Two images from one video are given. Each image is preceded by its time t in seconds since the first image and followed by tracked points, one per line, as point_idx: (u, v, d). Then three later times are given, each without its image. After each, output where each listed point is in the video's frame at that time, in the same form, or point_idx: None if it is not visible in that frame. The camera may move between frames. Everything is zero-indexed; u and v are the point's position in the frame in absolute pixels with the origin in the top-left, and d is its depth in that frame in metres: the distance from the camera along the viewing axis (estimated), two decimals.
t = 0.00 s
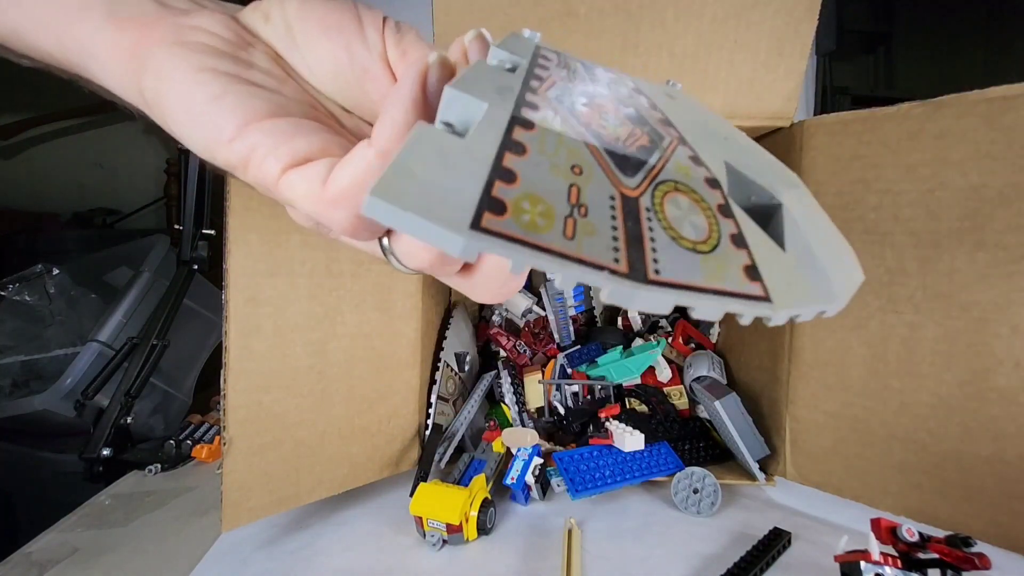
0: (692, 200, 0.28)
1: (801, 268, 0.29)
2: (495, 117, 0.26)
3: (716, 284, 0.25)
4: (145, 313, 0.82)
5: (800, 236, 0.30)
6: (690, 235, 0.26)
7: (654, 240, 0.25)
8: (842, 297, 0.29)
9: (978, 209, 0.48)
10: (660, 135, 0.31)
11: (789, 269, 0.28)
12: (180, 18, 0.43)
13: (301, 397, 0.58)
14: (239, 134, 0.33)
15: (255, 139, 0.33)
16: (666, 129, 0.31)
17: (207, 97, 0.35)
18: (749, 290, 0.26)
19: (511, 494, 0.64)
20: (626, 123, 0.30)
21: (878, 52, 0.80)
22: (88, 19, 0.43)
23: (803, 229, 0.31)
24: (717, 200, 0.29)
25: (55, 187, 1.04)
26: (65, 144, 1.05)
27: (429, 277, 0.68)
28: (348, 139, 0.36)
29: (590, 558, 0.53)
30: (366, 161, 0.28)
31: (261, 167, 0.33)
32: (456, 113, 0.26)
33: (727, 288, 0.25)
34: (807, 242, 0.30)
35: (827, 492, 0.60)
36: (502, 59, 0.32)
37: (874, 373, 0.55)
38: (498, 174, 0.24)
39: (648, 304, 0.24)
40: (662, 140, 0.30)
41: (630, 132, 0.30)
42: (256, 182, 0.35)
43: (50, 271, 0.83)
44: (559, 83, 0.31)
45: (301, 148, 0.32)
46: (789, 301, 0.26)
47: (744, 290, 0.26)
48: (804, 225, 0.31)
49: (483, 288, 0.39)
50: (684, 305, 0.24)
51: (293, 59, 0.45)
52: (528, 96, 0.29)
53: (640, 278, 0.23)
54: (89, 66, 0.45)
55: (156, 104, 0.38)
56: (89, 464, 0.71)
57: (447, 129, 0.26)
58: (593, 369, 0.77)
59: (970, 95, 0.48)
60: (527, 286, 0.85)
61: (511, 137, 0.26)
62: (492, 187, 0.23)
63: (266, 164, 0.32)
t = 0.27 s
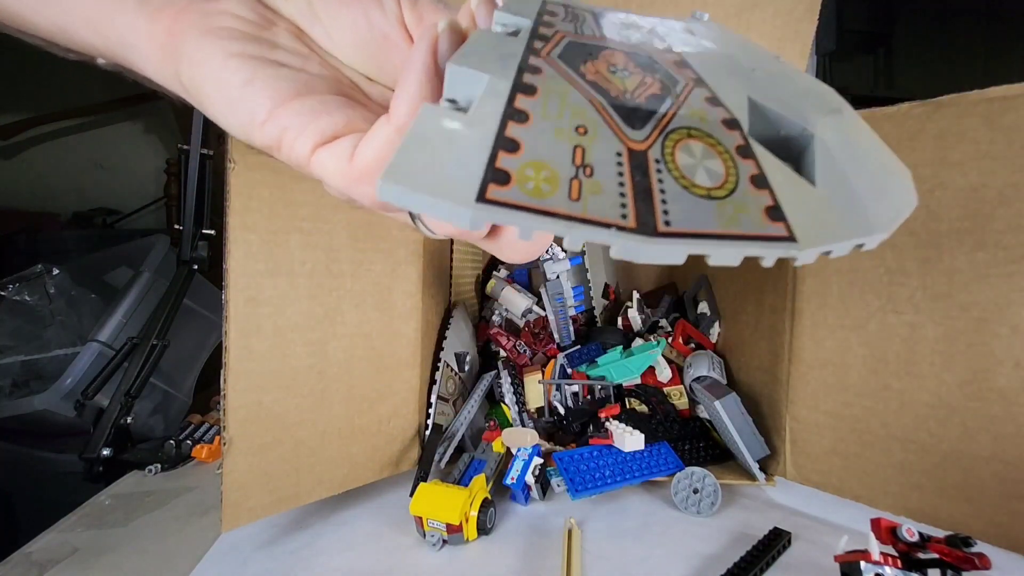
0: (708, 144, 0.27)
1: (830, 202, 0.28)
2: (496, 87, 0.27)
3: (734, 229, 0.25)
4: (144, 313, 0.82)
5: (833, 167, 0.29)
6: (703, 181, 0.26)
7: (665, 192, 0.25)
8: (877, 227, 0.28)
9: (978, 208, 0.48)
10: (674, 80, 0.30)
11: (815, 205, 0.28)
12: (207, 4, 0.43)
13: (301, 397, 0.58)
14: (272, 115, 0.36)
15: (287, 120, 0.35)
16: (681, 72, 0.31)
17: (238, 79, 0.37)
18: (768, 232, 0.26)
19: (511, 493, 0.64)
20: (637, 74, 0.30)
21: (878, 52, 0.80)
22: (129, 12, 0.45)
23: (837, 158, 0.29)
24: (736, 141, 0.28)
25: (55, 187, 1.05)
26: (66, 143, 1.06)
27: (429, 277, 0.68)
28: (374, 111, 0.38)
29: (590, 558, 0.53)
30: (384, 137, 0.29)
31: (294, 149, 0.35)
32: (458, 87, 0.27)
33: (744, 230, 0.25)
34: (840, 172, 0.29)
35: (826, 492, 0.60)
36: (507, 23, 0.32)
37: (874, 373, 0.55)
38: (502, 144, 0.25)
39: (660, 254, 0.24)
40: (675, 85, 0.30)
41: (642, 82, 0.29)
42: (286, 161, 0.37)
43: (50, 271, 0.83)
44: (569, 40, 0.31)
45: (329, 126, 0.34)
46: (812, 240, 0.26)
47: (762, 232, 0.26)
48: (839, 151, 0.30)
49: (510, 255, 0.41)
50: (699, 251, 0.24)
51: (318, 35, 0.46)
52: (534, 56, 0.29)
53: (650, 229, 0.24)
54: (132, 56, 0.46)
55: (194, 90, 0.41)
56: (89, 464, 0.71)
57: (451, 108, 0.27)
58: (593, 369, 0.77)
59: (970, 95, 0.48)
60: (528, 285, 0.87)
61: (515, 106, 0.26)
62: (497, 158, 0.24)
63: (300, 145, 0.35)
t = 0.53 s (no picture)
0: (707, 165, 0.28)
1: (828, 220, 0.28)
2: (503, 110, 0.27)
3: (734, 248, 0.26)
4: (144, 313, 0.82)
5: (830, 184, 0.29)
6: (703, 202, 0.27)
7: (665, 213, 0.26)
8: (875, 243, 0.28)
9: (978, 208, 0.48)
10: (676, 100, 0.30)
11: (813, 222, 0.28)
12: (218, 16, 0.44)
13: (301, 397, 0.58)
14: (283, 128, 0.37)
15: (297, 133, 0.36)
16: (683, 90, 0.31)
17: (249, 93, 0.38)
18: (767, 249, 0.26)
19: (511, 493, 0.64)
20: (640, 93, 0.30)
21: (878, 52, 0.80)
22: (138, 19, 0.45)
23: (834, 176, 0.30)
24: (734, 160, 0.28)
25: (55, 187, 1.05)
26: (67, 143, 1.07)
27: (429, 277, 0.68)
28: (382, 123, 0.39)
29: (590, 558, 0.53)
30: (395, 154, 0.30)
31: (305, 161, 0.37)
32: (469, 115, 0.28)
33: (745, 250, 0.26)
34: (837, 189, 0.29)
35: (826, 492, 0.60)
36: (511, 43, 0.32)
37: (874, 373, 0.55)
38: (509, 168, 0.26)
39: (661, 273, 0.24)
40: (676, 105, 0.30)
41: (644, 101, 0.30)
42: (297, 171, 0.39)
43: (50, 271, 0.83)
44: (571, 61, 0.31)
45: (338, 139, 0.35)
46: (810, 256, 0.26)
47: (761, 249, 0.26)
48: (835, 168, 0.30)
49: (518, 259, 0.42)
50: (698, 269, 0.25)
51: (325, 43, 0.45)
52: (538, 77, 0.30)
53: (651, 250, 0.24)
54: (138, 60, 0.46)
55: (207, 102, 0.42)
56: (89, 464, 0.70)
57: (459, 131, 0.27)
58: (593, 369, 0.77)
59: (971, 95, 0.48)
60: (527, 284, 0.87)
61: (521, 129, 0.27)
62: (504, 181, 0.25)
63: (311, 158, 0.36)
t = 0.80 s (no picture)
0: (707, 170, 0.28)
1: (828, 223, 0.28)
2: (505, 115, 0.27)
3: (734, 254, 0.26)
4: (144, 313, 0.82)
5: (831, 186, 0.30)
6: (703, 208, 0.27)
7: (666, 219, 0.26)
8: (875, 246, 0.28)
9: (979, 209, 0.48)
10: (678, 104, 0.30)
11: (812, 226, 0.28)
12: (220, 16, 0.44)
13: (301, 397, 0.58)
14: (285, 130, 0.37)
15: (300, 136, 0.36)
16: (685, 93, 0.31)
17: (252, 95, 0.38)
18: (767, 255, 0.26)
19: (510, 493, 0.64)
20: (642, 97, 0.30)
21: (877, 52, 0.80)
22: (140, 19, 0.45)
23: (835, 178, 0.30)
24: (735, 166, 0.29)
25: (54, 187, 1.05)
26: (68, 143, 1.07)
27: (429, 277, 0.68)
28: (385, 125, 0.39)
29: (590, 558, 0.53)
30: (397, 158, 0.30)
31: (307, 163, 0.37)
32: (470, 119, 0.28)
33: (745, 257, 0.26)
34: (838, 191, 0.29)
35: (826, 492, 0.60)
36: (513, 46, 0.32)
37: (874, 373, 0.55)
38: (510, 174, 0.26)
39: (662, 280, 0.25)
40: (678, 109, 0.30)
41: (646, 106, 0.30)
42: (299, 172, 0.39)
43: (50, 271, 0.82)
44: (573, 63, 0.31)
45: (340, 141, 0.35)
46: (809, 261, 0.27)
47: (761, 255, 0.26)
48: (836, 170, 0.30)
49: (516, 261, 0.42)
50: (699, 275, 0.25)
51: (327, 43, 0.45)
52: (539, 81, 0.30)
53: (652, 256, 0.25)
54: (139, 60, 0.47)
55: (210, 103, 0.42)
56: (89, 464, 0.71)
57: (461, 135, 0.27)
58: (593, 369, 0.77)
59: (972, 96, 0.48)
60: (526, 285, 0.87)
61: (523, 135, 0.27)
62: (506, 187, 0.25)
63: (312, 160, 0.36)
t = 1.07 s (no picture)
0: (715, 156, 0.28)
1: (840, 211, 0.28)
2: (509, 101, 0.27)
3: (745, 238, 0.25)
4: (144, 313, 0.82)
5: (842, 176, 0.29)
6: (712, 192, 0.27)
7: (675, 203, 0.26)
8: (889, 235, 0.28)
9: (979, 209, 0.48)
10: (683, 93, 0.30)
11: (825, 214, 0.28)
12: (224, 16, 0.44)
13: (301, 397, 0.58)
14: (288, 128, 0.37)
15: (302, 133, 0.36)
16: (690, 83, 0.31)
17: (256, 95, 0.38)
18: (778, 239, 0.26)
19: (510, 493, 0.64)
20: (647, 86, 0.30)
21: (877, 52, 0.81)
22: (144, 18, 0.45)
23: (846, 169, 0.30)
24: (743, 152, 0.28)
25: (55, 187, 1.05)
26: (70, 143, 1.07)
27: (429, 277, 0.68)
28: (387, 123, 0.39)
29: (590, 558, 0.53)
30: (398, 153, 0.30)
31: (309, 161, 0.37)
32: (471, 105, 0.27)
33: (756, 240, 0.26)
34: (849, 182, 0.29)
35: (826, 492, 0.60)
36: (517, 36, 0.32)
37: (874, 373, 0.55)
38: (515, 157, 0.25)
39: (674, 262, 0.24)
40: (684, 98, 0.30)
41: (652, 94, 0.30)
42: (302, 170, 0.39)
43: (49, 271, 0.82)
44: (578, 53, 0.31)
45: (342, 139, 0.35)
46: (822, 246, 0.26)
47: (773, 240, 0.26)
48: (848, 161, 0.30)
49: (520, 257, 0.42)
50: (710, 259, 0.24)
51: (331, 43, 0.45)
52: (545, 69, 0.30)
53: (662, 238, 0.24)
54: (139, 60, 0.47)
55: (214, 103, 0.42)
56: (89, 464, 0.71)
57: (465, 122, 0.27)
58: (593, 369, 0.77)
59: (972, 95, 0.48)
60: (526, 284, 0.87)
61: (528, 121, 0.27)
62: (511, 171, 0.25)
63: (314, 158, 0.36)
